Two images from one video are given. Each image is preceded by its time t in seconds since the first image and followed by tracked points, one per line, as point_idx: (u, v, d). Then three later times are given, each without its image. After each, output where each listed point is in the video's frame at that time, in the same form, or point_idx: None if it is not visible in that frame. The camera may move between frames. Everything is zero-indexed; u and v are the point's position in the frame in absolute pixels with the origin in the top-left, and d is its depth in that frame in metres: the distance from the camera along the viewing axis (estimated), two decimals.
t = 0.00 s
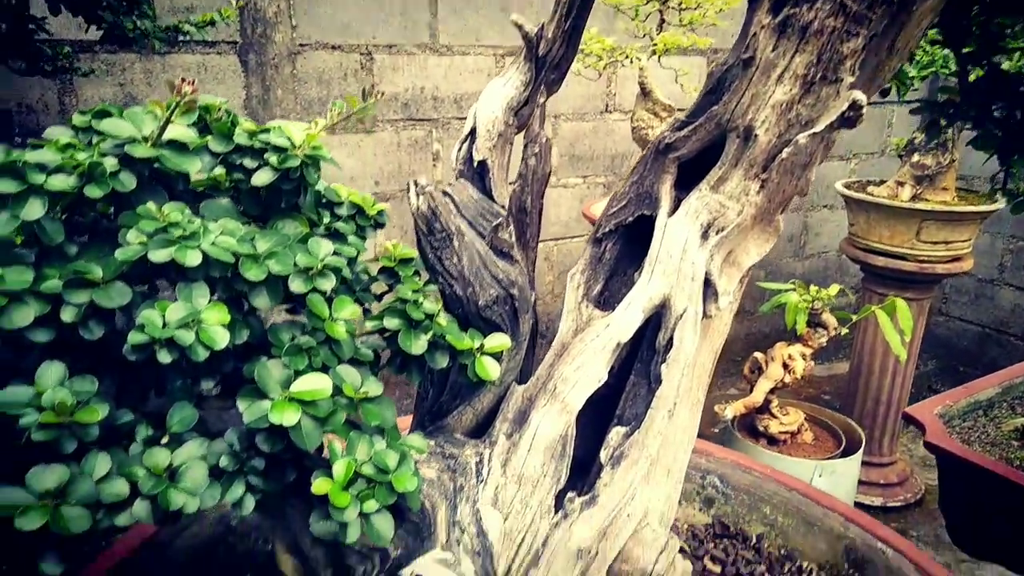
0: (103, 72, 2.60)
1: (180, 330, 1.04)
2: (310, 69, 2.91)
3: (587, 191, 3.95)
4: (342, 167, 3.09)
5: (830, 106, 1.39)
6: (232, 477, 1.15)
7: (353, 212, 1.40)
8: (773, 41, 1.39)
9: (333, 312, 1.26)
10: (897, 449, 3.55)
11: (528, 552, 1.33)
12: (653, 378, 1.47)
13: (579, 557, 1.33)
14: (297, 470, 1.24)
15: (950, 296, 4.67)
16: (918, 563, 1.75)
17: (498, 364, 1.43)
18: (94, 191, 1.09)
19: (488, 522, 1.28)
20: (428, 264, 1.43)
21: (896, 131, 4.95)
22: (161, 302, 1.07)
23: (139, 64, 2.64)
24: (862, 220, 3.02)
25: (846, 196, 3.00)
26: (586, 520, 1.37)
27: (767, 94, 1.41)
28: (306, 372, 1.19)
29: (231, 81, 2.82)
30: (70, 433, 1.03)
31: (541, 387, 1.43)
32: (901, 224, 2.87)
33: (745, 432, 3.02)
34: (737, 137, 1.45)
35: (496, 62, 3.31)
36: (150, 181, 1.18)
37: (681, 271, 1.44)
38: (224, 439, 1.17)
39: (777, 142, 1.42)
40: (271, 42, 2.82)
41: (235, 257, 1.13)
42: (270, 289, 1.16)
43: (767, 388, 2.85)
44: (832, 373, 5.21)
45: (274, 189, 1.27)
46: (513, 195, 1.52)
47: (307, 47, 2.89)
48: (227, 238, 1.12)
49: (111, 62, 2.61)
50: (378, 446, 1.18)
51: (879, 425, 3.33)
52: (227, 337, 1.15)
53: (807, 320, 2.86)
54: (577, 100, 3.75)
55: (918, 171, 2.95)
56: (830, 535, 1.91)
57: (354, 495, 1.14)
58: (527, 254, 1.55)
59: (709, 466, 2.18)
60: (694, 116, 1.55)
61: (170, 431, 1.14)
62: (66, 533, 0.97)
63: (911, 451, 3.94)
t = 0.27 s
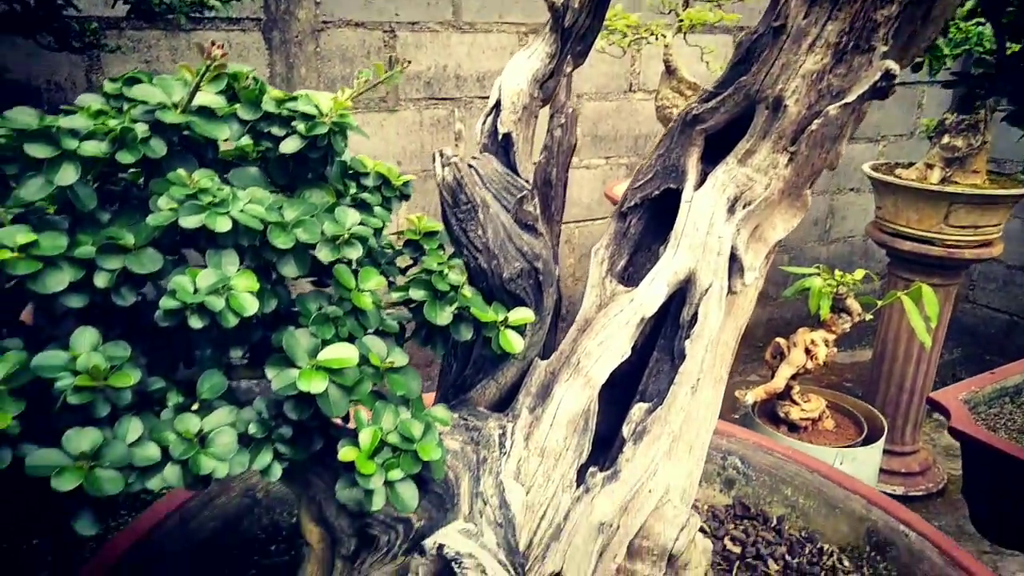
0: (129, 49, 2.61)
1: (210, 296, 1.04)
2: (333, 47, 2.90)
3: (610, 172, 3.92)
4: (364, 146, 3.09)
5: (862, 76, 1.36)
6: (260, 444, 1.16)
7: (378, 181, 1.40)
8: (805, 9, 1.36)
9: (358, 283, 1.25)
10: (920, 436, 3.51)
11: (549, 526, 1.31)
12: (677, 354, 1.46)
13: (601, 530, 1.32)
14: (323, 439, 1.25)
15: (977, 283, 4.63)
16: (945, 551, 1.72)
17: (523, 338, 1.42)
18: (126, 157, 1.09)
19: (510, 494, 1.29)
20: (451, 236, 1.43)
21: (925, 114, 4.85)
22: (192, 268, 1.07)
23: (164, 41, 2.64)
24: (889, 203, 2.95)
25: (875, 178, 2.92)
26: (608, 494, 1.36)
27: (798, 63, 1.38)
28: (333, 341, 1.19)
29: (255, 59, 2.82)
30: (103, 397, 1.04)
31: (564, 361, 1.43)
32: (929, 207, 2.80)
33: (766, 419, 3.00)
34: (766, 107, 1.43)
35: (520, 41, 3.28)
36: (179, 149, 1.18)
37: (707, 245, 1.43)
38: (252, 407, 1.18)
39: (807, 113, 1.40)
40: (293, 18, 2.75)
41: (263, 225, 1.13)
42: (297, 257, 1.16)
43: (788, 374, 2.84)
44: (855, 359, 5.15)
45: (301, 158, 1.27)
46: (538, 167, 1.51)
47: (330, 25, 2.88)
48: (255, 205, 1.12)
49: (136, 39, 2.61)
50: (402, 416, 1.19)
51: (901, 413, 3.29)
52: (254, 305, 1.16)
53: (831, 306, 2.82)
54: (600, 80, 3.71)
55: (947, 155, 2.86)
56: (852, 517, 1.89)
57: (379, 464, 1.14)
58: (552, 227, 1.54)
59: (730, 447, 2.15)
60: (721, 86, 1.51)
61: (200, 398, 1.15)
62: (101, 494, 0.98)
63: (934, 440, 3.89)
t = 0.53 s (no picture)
0: (143, 37, 2.61)
1: (223, 271, 1.04)
2: (345, 36, 2.90)
3: (621, 163, 3.90)
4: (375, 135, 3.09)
5: (881, 58, 1.34)
6: (272, 420, 1.16)
7: (391, 162, 1.39)
8: None
9: (371, 263, 1.26)
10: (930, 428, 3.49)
11: (559, 508, 1.31)
12: (689, 337, 1.45)
13: (611, 511, 1.32)
14: (332, 417, 1.26)
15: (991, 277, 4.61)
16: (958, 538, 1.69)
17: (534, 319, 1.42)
18: (141, 132, 1.09)
19: (521, 475, 1.29)
20: (463, 216, 1.42)
21: (941, 105, 4.80)
22: (205, 244, 1.07)
23: (177, 29, 2.65)
24: (902, 195, 2.91)
25: (887, 170, 2.89)
26: (619, 475, 1.36)
27: (815, 44, 1.37)
28: (345, 319, 1.20)
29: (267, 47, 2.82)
30: (117, 371, 1.04)
31: (575, 343, 1.43)
32: (943, 200, 2.76)
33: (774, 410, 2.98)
34: (783, 89, 1.42)
35: (532, 30, 3.27)
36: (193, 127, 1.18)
37: (720, 227, 1.42)
38: (264, 384, 1.18)
39: (824, 96, 1.40)
40: (307, 8, 2.82)
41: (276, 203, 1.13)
42: (310, 235, 1.16)
43: (797, 366, 2.82)
44: (866, 352, 5.12)
45: (315, 136, 1.27)
46: (552, 148, 1.50)
47: (342, 13, 2.87)
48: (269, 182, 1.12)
49: (150, 27, 2.62)
50: (414, 395, 1.19)
51: (912, 406, 3.27)
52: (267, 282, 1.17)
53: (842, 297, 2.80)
54: (612, 70, 3.69)
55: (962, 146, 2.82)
56: (863, 504, 1.88)
57: (391, 442, 1.15)
58: (564, 208, 1.54)
59: (740, 433, 2.15)
60: (738, 68, 1.51)
61: (213, 374, 1.15)
62: (116, 467, 0.98)
63: (944, 433, 3.86)
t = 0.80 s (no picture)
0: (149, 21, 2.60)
1: (232, 243, 1.04)
2: (352, 20, 2.88)
3: (627, 151, 3.87)
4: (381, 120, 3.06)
5: (896, 35, 1.34)
6: (280, 395, 1.16)
7: (400, 138, 1.39)
8: None
9: (379, 239, 1.26)
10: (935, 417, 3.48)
11: (566, 486, 1.30)
12: (698, 317, 1.44)
13: (619, 490, 1.32)
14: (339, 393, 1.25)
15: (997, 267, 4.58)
16: (956, 516, 1.72)
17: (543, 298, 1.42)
18: (149, 104, 1.08)
19: (527, 453, 1.28)
20: (471, 193, 1.41)
21: (951, 94, 4.77)
22: (213, 216, 1.07)
23: (183, 13, 2.63)
24: (910, 184, 2.87)
25: (896, 158, 2.85)
26: (627, 454, 1.36)
27: (829, 20, 1.35)
28: (354, 295, 1.19)
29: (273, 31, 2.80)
30: (125, 343, 1.04)
31: (584, 322, 1.42)
32: (952, 188, 2.73)
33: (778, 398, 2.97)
34: (796, 66, 1.41)
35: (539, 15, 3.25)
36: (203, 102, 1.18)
37: (731, 205, 1.42)
38: (271, 358, 1.18)
39: (838, 72, 1.39)
40: None
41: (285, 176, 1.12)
42: (319, 209, 1.15)
43: (803, 355, 2.80)
44: (871, 342, 5.10)
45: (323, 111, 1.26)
46: (562, 125, 1.49)
47: None
48: (278, 155, 1.12)
49: (156, 11, 2.60)
50: (422, 371, 1.19)
51: (917, 395, 3.25)
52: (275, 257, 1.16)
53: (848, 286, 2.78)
54: (619, 56, 3.66)
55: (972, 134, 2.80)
56: (869, 488, 1.88)
57: (399, 417, 1.15)
58: (574, 185, 1.54)
59: (746, 418, 2.13)
60: (750, 44, 1.50)
61: (221, 349, 1.15)
62: (123, 438, 0.98)
63: (949, 423, 3.84)
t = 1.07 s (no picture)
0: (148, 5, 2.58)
1: (233, 220, 1.03)
2: (351, 7, 2.86)
3: (627, 140, 3.86)
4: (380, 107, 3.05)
5: (902, 18, 1.34)
6: (280, 374, 1.16)
7: (402, 119, 1.38)
8: None
9: (381, 221, 1.25)
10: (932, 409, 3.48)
11: (566, 468, 1.31)
12: (699, 301, 1.44)
13: (619, 472, 1.33)
14: (340, 374, 1.24)
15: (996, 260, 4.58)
16: (956, 503, 1.72)
17: (544, 280, 1.41)
18: (150, 80, 1.07)
19: (528, 435, 1.29)
20: (473, 174, 1.40)
21: (952, 86, 4.75)
22: (214, 193, 1.06)
23: None
24: (910, 175, 2.86)
25: (896, 149, 2.84)
26: (627, 437, 1.36)
27: (836, 2, 1.34)
28: (355, 275, 1.19)
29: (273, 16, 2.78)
30: (125, 320, 1.03)
31: (585, 305, 1.42)
32: (952, 179, 2.72)
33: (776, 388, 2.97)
34: (801, 49, 1.40)
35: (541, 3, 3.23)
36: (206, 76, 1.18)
37: (734, 188, 1.42)
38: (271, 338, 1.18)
39: (843, 55, 1.38)
40: None
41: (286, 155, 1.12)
42: (320, 187, 1.14)
43: (801, 345, 2.80)
44: (868, 334, 5.10)
45: (326, 90, 1.25)
46: (565, 107, 1.49)
47: None
48: (280, 133, 1.11)
49: None
50: (423, 351, 1.18)
51: (914, 386, 3.25)
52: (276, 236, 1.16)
53: (847, 277, 2.78)
54: (620, 45, 3.64)
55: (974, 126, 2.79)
56: (868, 474, 1.88)
57: (399, 397, 1.14)
58: (576, 168, 1.54)
59: (745, 404, 2.13)
60: (756, 27, 1.50)
61: (221, 327, 1.14)
62: (123, 415, 0.97)
63: (945, 415, 3.84)
